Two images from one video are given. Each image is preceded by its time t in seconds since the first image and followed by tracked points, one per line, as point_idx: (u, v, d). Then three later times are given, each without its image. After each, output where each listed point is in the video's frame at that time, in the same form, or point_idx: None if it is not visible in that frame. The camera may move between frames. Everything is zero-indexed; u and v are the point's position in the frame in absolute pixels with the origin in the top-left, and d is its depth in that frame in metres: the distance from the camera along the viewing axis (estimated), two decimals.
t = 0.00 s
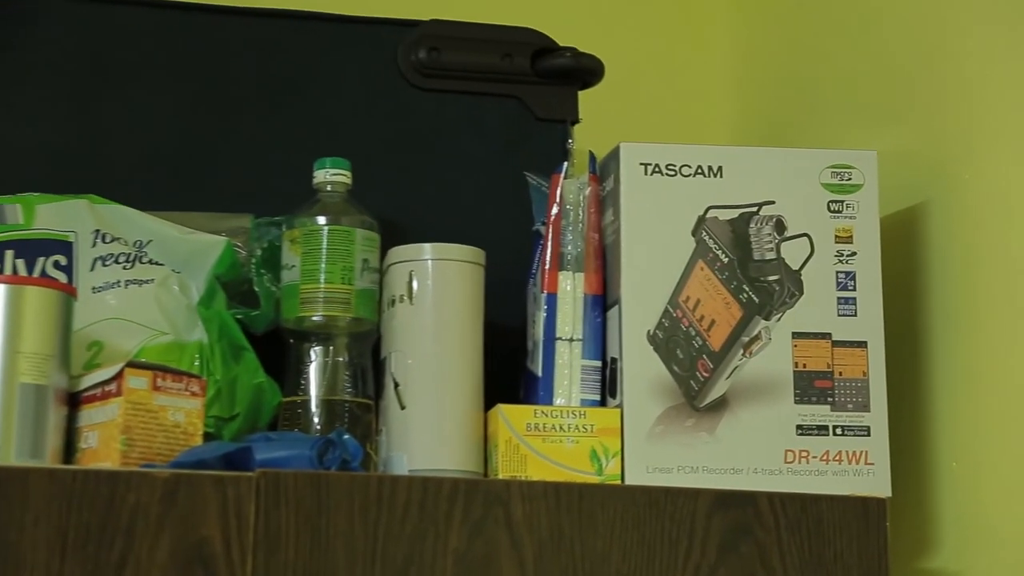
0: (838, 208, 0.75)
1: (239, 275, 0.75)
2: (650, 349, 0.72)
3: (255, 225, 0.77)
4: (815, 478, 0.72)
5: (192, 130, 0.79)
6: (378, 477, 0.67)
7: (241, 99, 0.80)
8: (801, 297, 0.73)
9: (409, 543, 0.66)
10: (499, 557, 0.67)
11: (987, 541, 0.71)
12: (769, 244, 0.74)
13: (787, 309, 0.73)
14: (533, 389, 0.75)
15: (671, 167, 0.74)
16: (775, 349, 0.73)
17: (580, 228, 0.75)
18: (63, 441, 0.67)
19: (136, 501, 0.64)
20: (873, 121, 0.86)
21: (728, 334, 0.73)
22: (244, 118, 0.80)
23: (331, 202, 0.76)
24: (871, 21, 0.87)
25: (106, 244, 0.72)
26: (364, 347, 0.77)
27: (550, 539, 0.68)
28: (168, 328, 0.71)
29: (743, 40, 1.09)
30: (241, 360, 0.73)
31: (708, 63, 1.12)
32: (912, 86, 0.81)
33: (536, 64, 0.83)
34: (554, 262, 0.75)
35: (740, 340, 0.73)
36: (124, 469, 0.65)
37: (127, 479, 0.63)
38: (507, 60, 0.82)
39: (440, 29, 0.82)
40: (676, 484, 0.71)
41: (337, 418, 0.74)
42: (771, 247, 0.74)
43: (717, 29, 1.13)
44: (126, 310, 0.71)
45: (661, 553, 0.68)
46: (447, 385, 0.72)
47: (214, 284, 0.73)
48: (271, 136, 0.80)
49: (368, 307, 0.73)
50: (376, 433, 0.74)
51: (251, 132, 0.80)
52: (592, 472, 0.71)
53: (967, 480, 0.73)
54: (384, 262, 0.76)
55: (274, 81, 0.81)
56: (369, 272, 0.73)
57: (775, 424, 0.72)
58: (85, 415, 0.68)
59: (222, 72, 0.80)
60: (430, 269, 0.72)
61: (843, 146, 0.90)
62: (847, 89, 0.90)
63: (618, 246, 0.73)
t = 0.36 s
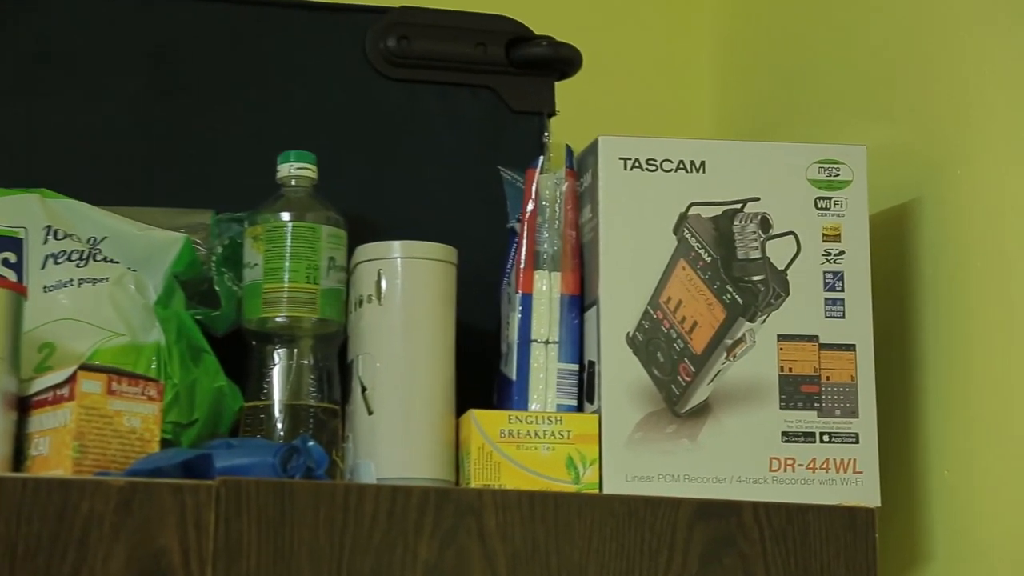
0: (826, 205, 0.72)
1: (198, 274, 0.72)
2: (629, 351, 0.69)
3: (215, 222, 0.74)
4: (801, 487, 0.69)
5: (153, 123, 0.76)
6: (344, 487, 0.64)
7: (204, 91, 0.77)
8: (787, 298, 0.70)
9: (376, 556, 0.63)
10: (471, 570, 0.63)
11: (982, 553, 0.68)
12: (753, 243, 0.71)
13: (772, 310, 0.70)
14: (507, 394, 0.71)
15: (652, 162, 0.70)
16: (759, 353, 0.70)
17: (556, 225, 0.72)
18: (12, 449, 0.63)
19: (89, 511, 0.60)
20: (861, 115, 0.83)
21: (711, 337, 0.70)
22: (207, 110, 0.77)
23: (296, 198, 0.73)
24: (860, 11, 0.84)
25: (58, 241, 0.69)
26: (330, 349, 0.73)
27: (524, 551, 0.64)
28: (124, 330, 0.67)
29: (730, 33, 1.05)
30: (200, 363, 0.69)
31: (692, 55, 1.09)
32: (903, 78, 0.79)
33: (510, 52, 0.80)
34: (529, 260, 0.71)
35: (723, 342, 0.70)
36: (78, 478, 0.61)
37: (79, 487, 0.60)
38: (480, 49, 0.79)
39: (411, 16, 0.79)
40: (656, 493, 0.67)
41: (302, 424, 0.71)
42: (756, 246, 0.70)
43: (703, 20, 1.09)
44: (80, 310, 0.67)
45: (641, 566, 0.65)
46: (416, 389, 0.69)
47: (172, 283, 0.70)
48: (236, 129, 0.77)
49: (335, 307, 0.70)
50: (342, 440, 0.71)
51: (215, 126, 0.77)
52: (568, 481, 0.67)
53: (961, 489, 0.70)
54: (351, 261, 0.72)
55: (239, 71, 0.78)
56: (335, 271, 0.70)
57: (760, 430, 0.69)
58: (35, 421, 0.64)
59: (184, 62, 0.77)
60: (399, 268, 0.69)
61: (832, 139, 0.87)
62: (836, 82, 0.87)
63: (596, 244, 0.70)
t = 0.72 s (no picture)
0: (810, 203, 0.69)
1: (158, 273, 0.69)
2: (607, 354, 0.66)
3: (177, 219, 0.72)
4: (784, 496, 0.66)
5: (117, 116, 0.74)
6: (309, 493, 0.60)
7: (168, 83, 0.75)
8: (770, 299, 0.68)
9: (344, 565, 0.59)
10: None
11: (973, 561, 0.66)
12: (735, 242, 0.68)
13: (754, 311, 0.68)
14: (479, 398, 0.69)
15: (631, 158, 0.68)
16: (741, 356, 0.67)
17: (531, 223, 0.70)
18: None
19: (45, 520, 0.57)
20: (846, 111, 0.81)
21: (691, 340, 0.67)
22: (172, 103, 0.75)
23: (262, 194, 0.71)
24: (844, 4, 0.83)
25: (13, 237, 0.66)
26: (296, 352, 0.71)
27: (497, 561, 0.61)
28: (82, 331, 0.65)
29: (714, 28, 1.04)
30: (161, 365, 0.67)
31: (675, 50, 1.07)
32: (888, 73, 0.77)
33: (484, 44, 0.78)
34: (504, 260, 0.69)
35: (704, 345, 0.67)
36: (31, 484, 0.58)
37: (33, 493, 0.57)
38: (452, 40, 0.77)
39: (381, 6, 0.77)
40: (634, 501, 0.65)
41: (267, 430, 0.68)
42: (738, 245, 0.68)
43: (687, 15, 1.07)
44: (35, 311, 0.64)
45: None
46: (385, 393, 0.66)
47: (132, 282, 0.67)
48: (201, 123, 0.75)
49: (301, 308, 0.67)
50: (308, 445, 0.68)
51: (179, 119, 0.75)
52: (543, 488, 0.65)
53: (949, 498, 0.68)
54: (318, 260, 0.70)
55: (204, 64, 0.75)
56: (301, 270, 0.67)
57: (742, 435, 0.67)
58: None
59: (148, 55, 0.75)
60: (368, 266, 0.67)
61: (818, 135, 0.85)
62: (821, 78, 0.85)
63: (572, 243, 0.68)
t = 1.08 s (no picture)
0: (810, 200, 0.67)
1: (132, 272, 0.67)
2: (598, 356, 0.64)
3: (152, 216, 0.69)
4: (783, 504, 0.64)
5: (94, 111, 0.72)
6: (289, 501, 0.57)
7: (146, 78, 0.73)
8: (767, 300, 0.66)
9: None
10: None
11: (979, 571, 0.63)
12: (731, 241, 0.66)
13: (751, 313, 0.65)
14: (465, 402, 0.67)
15: (623, 153, 0.66)
16: (738, 360, 0.65)
17: (520, 221, 0.68)
18: None
19: (13, 530, 0.54)
20: (845, 106, 0.79)
21: (686, 342, 0.65)
22: (150, 98, 0.72)
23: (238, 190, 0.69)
24: None
25: None
26: (276, 355, 0.68)
27: (484, 572, 0.59)
28: (51, 332, 0.62)
29: (708, 22, 1.01)
30: (135, 368, 0.64)
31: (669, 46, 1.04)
32: (887, 66, 0.74)
33: (470, 35, 0.76)
34: (491, 259, 0.66)
35: (699, 348, 0.65)
36: None
37: None
38: (437, 30, 0.75)
39: None
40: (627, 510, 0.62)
41: (245, 435, 0.66)
42: (734, 244, 0.66)
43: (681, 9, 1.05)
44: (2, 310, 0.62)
45: None
46: (369, 397, 0.63)
47: (104, 282, 0.65)
48: (180, 119, 0.72)
49: (281, 309, 0.65)
50: (288, 452, 0.66)
51: (158, 115, 0.72)
52: (533, 496, 0.62)
53: (952, 507, 0.66)
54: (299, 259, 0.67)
55: (184, 59, 0.73)
56: (281, 270, 0.65)
57: (738, 441, 0.65)
58: None
59: (125, 50, 0.73)
60: (350, 266, 0.64)
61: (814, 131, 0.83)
62: (818, 73, 0.83)
63: (563, 242, 0.65)
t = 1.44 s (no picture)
0: (817, 197, 0.64)
1: (110, 272, 0.64)
2: (597, 359, 0.61)
3: (132, 213, 0.67)
4: (790, 514, 0.61)
5: (73, 105, 0.69)
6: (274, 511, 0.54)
7: (128, 71, 0.70)
8: (774, 301, 0.63)
9: None
10: None
11: None
12: (736, 240, 0.63)
13: (756, 314, 0.63)
14: (458, 407, 0.64)
15: (623, 148, 0.63)
16: (742, 364, 0.62)
17: (516, 219, 0.65)
18: None
19: None
20: (852, 100, 0.76)
21: (688, 345, 0.62)
22: (131, 91, 0.70)
23: (222, 186, 0.66)
24: None
25: None
26: (261, 358, 0.66)
27: None
28: (26, 334, 0.59)
29: (708, 15, 0.99)
30: (113, 372, 0.61)
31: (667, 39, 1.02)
32: (894, 59, 0.72)
33: (464, 24, 0.73)
34: (486, 258, 0.64)
35: (702, 351, 0.62)
36: None
37: None
38: (430, 20, 0.72)
39: None
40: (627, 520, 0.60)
41: (228, 442, 0.63)
42: (739, 243, 0.63)
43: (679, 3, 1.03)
44: None
45: None
46: (358, 402, 0.61)
47: (81, 282, 0.62)
48: (163, 112, 0.70)
49: (266, 310, 0.62)
50: (273, 459, 0.63)
51: (140, 109, 0.70)
52: (529, 506, 0.59)
53: (966, 517, 0.63)
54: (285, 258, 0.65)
55: (167, 51, 0.70)
56: (266, 269, 0.62)
57: (744, 448, 0.62)
58: None
59: (106, 42, 0.70)
60: (339, 265, 0.61)
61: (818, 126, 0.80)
62: (822, 67, 0.81)
63: (560, 241, 0.62)
